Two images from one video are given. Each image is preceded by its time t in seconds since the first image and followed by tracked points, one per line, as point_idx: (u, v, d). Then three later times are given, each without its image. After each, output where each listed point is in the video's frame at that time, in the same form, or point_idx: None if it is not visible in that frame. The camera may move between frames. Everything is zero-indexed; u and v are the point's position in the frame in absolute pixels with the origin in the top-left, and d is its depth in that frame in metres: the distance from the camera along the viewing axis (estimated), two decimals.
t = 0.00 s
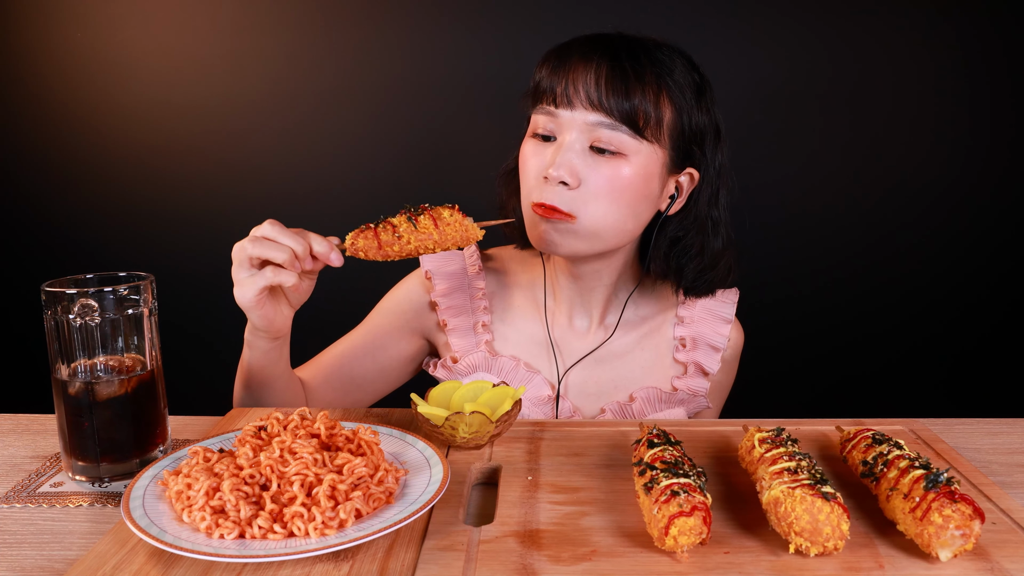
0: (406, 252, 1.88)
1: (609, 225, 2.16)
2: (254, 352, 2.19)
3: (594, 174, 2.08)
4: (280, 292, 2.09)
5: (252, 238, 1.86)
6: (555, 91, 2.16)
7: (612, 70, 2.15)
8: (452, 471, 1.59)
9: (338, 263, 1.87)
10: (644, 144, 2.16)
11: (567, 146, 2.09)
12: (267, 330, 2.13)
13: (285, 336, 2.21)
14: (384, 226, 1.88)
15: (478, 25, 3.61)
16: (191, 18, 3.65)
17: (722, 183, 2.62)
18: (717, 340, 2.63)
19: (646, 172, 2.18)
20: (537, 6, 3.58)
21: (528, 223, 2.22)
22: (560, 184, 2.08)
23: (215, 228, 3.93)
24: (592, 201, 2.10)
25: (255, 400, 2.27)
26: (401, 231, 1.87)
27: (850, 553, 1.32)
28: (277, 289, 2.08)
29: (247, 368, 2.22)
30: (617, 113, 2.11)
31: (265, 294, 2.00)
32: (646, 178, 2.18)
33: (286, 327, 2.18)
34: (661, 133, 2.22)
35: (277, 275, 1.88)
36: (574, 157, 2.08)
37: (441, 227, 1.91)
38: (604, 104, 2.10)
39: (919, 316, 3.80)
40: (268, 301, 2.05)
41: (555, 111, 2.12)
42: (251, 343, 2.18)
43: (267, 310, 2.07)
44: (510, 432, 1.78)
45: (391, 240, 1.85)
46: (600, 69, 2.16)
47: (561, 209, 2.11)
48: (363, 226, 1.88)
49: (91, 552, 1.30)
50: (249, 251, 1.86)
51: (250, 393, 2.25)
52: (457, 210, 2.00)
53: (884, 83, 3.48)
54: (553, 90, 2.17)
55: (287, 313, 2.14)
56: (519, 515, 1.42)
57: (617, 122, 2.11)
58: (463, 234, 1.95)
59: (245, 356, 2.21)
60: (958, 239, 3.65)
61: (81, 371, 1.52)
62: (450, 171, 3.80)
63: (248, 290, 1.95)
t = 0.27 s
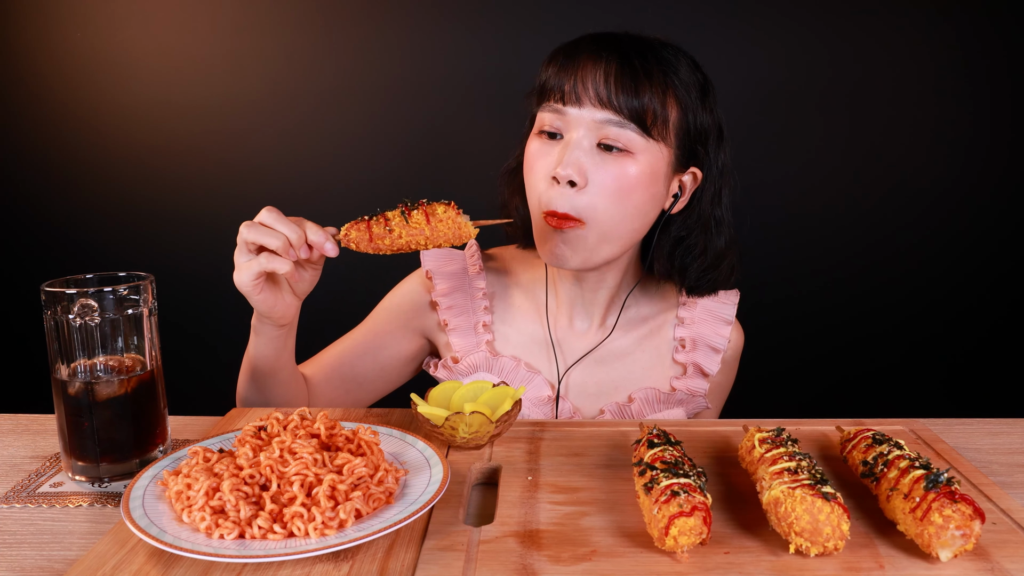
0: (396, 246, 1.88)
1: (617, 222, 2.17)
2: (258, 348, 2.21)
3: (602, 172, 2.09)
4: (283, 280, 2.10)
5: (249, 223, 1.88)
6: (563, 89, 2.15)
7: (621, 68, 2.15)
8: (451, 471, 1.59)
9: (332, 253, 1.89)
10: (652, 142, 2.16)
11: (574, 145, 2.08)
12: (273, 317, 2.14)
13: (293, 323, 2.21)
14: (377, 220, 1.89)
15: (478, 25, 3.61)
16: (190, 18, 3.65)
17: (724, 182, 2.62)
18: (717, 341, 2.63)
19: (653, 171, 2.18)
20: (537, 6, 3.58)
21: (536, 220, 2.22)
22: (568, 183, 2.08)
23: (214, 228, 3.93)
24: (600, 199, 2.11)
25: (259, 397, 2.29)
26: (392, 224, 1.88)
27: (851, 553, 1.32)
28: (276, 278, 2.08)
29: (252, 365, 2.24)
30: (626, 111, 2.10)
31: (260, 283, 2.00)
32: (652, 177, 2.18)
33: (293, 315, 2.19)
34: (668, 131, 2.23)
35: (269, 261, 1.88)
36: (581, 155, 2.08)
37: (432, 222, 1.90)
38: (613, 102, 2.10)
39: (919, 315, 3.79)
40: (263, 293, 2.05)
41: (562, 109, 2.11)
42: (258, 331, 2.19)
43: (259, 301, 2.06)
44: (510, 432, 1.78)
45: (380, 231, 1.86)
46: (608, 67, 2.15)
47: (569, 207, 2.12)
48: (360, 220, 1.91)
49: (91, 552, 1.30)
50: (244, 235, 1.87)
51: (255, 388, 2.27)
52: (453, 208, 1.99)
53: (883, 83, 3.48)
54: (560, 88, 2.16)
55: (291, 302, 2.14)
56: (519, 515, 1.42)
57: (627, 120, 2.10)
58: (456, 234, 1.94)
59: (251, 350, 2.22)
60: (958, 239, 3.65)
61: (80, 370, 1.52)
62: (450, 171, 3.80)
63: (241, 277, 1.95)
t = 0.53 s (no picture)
0: (396, 246, 1.88)
1: (620, 224, 2.16)
2: (260, 347, 2.21)
3: (604, 174, 2.08)
4: (283, 280, 2.10)
5: (249, 223, 1.88)
6: (562, 93, 2.16)
7: (621, 71, 2.16)
8: (451, 471, 1.59)
9: (332, 254, 1.90)
10: (653, 144, 2.16)
11: (575, 147, 2.08)
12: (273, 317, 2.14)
13: (294, 323, 2.22)
14: (376, 220, 1.89)
15: (478, 25, 3.61)
16: (190, 18, 3.65)
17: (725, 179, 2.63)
18: (717, 340, 2.62)
19: (654, 172, 2.18)
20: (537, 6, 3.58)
21: (536, 223, 2.21)
22: (570, 185, 2.08)
23: (214, 228, 3.93)
24: (602, 200, 2.10)
25: (260, 396, 2.29)
26: (392, 225, 1.88)
27: (851, 553, 1.32)
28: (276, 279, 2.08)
29: (254, 365, 2.24)
30: (626, 113, 2.11)
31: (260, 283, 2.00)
32: (653, 178, 2.18)
33: (294, 315, 2.18)
34: (669, 133, 2.23)
35: (269, 261, 1.88)
36: (584, 157, 2.07)
37: (432, 223, 1.90)
38: (613, 106, 2.10)
39: (920, 315, 3.79)
40: (262, 293, 2.04)
41: (562, 112, 2.12)
42: (259, 331, 2.19)
43: (259, 301, 2.06)
44: (510, 432, 1.78)
45: (380, 232, 1.86)
46: (608, 69, 2.16)
47: (572, 209, 2.11)
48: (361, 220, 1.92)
49: (91, 552, 1.30)
50: (244, 235, 1.87)
51: (257, 387, 2.27)
52: (452, 208, 1.98)
53: (883, 83, 3.48)
54: (560, 92, 2.17)
55: (292, 302, 2.14)
56: (519, 515, 1.42)
57: (626, 123, 2.11)
58: (456, 233, 1.93)
59: (252, 348, 2.22)
60: (958, 238, 3.65)
61: (80, 371, 1.52)
62: (450, 172, 3.80)
63: (241, 277, 1.95)
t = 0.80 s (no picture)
0: (391, 248, 1.88)
1: (620, 222, 2.17)
2: (259, 347, 2.21)
3: (603, 173, 2.09)
4: (279, 282, 2.09)
5: (244, 224, 1.87)
6: (562, 90, 2.15)
7: (621, 69, 2.15)
8: (451, 472, 1.59)
9: (329, 258, 1.86)
10: (652, 143, 2.16)
11: (574, 146, 2.08)
12: (269, 319, 2.14)
13: (291, 324, 2.21)
14: (372, 222, 1.89)
15: (478, 25, 3.61)
16: (190, 18, 3.65)
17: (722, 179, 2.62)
18: (715, 338, 2.62)
19: (653, 171, 2.18)
20: (538, 6, 3.58)
21: (538, 223, 2.24)
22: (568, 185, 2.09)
23: (214, 228, 3.92)
24: (601, 200, 2.11)
25: (259, 396, 2.29)
26: (387, 228, 1.87)
27: (851, 554, 1.32)
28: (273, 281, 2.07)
29: (253, 366, 2.24)
30: (626, 112, 2.10)
31: (256, 284, 2.00)
32: (653, 177, 2.19)
33: (290, 316, 2.18)
34: (668, 131, 2.23)
35: (266, 263, 1.88)
36: (582, 157, 2.08)
37: (427, 226, 1.90)
38: (613, 104, 2.09)
39: (920, 315, 3.79)
40: (259, 294, 2.04)
41: (562, 109, 2.11)
42: (255, 331, 2.19)
43: (255, 303, 2.06)
44: (510, 432, 1.78)
45: (375, 235, 1.85)
46: (607, 68, 2.15)
47: (571, 208, 2.13)
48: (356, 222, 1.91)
49: (90, 552, 1.29)
50: (240, 237, 1.87)
51: (256, 387, 2.27)
52: (448, 210, 1.99)
53: (884, 83, 3.48)
54: (560, 89, 2.15)
55: (288, 304, 2.14)
56: (519, 515, 1.42)
57: (626, 121, 2.10)
58: (451, 238, 1.94)
59: (249, 348, 2.22)
60: (958, 238, 3.65)
61: (80, 371, 1.52)
62: (450, 172, 3.80)
63: (236, 279, 1.94)
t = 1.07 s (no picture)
0: (388, 252, 1.88)
1: (620, 228, 2.17)
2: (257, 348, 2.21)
3: (602, 179, 2.09)
4: (277, 286, 2.10)
5: (240, 228, 1.87)
6: (557, 96, 2.15)
7: (616, 73, 2.15)
8: (451, 472, 1.59)
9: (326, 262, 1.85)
10: (649, 147, 2.16)
11: (571, 153, 2.09)
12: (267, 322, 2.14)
13: (288, 328, 2.22)
14: (368, 225, 1.88)
15: (478, 25, 3.61)
16: (190, 18, 3.65)
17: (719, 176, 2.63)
18: (714, 335, 2.63)
19: (651, 174, 2.18)
20: (538, 6, 3.58)
21: (535, 223, 2.20)
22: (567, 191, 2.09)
23: (214, 228, 3.92)
24: (600, 205, 2.11)
25: (258, 397, 2.28)
26: (382, 232, 1.87)
27: (851, 554, 1.32)
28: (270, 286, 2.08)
29: (252, 368, 2.23)
30: (622, 117, 2.11)
31: (253, 288, 2.00)
32: (651, 180, 2.19)
33: (288, 320, 2.19)
34: (665, 134, 2.23)
35: (262, 267, 1.88)
36: (580, 163, 2.08)
37: (424, 230, 1.90)
38: (609, 110, 2.10)
39: (920, 315, 3.79)
40: (256, 298, 2.04)
41: (558, 117, 2.11)
42: (253, 335, 2.19)
43: (252, 307, 2.07)
44: (510, 432, 1.78)
45: (371, 239, 1.85)
46: (602, 73, 2.15)
47: (570, 215, 2.12)
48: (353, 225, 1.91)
49: (90, 552, 1.29)
50: (236, 242, 1.86)
51: (255, 389, 2.27)
52: (444, 214, 1.98)
53: (884, 84, 3.48)
54: (555, 95, 2.15)
55: (286, 307, 2.15)
56: (519, 516, 1.42)
57: (622, 127, 2.11)
58: (447, 241, 1.94)
59: (247, 350, 2.22)
60: (958, 238, 3.65)
61: (79, 371, 1.52)
62: (450, 172, 3.80)
63: (233, 283, 1.94)
